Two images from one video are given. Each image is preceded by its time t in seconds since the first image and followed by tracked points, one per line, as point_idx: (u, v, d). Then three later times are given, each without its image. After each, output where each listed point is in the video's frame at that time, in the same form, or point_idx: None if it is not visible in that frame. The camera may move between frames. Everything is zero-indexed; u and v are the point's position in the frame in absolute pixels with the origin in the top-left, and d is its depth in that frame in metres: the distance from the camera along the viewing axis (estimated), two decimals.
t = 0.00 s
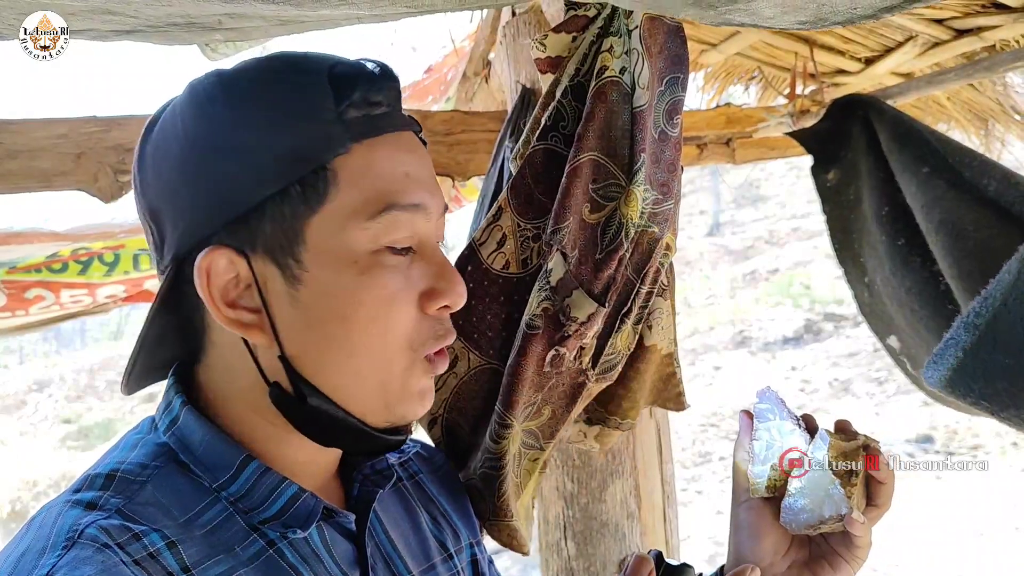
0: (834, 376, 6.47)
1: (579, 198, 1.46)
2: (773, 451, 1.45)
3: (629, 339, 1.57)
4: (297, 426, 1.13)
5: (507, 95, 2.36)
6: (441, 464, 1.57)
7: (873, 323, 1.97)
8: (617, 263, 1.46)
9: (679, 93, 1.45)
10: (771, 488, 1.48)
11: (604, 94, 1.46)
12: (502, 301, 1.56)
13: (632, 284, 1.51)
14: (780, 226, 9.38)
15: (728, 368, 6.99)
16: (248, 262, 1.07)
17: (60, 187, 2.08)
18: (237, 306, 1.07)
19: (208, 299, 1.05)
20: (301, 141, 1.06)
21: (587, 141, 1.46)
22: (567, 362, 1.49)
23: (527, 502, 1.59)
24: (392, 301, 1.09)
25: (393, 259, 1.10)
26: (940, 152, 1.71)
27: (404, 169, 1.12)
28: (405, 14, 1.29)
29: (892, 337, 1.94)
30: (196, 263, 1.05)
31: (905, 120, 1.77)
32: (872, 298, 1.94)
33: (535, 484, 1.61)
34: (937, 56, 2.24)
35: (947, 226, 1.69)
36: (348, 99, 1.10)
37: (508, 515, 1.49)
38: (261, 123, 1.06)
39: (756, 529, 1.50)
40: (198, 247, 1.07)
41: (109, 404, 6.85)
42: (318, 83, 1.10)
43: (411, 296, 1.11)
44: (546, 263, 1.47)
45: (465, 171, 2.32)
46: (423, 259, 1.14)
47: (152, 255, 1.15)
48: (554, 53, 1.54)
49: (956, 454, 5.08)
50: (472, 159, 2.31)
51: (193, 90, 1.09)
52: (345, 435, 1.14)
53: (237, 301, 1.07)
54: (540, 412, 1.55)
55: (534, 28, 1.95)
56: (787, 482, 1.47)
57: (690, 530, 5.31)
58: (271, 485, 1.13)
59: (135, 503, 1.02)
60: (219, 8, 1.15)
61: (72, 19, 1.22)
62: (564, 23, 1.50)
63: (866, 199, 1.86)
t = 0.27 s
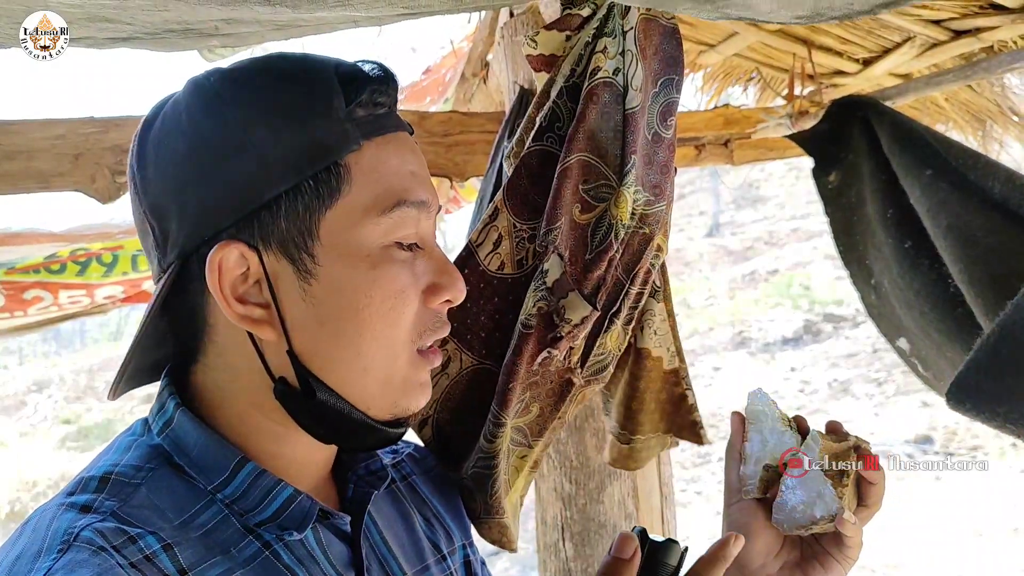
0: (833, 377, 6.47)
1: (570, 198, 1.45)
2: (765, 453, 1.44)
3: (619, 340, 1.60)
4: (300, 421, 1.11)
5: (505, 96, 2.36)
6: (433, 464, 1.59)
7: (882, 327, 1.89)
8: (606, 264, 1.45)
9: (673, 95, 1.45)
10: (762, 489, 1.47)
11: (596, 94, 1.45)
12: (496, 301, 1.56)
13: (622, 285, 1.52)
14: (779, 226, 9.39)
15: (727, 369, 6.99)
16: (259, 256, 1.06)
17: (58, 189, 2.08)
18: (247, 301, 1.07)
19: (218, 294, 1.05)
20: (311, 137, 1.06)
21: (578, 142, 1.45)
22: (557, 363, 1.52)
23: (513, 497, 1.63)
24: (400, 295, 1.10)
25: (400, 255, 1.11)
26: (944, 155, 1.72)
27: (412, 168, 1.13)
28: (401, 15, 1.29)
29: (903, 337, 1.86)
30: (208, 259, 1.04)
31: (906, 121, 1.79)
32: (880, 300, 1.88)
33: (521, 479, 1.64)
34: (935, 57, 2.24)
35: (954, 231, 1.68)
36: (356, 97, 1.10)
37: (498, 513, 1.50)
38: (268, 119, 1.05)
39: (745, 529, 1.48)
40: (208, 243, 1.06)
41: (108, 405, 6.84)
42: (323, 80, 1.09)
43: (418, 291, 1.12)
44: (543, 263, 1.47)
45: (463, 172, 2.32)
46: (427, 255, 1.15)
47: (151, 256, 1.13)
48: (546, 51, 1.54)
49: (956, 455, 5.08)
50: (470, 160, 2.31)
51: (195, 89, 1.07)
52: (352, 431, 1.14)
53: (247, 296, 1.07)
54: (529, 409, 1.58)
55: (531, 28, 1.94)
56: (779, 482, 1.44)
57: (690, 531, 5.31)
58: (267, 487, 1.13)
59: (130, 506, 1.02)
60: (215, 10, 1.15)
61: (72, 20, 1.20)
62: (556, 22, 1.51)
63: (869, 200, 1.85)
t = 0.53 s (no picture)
0: (833, 377, 6.47)
1: (568, 198, 1.45)
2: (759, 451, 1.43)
3: (622, 341, 1.61)
4: (297, 421, 1.11)
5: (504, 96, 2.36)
6: (427, 464, 1.59)
7: (885, 328, 1.91)
8: (606, 264, 1.44)
9: (673, 94, 1.43)
10: (759, 487, 1.45)
11: (596, 95, 1.45)
12: (494, 300, 1.56)
13: (621, 284, 1.53)
14: (779, 227, 9.39)
15: (726, 369, 6.99)
16: (255, 254, 1.06)
17: (56, 188, 2.08)
18: (243, 300, 1.06)
19: (215, 292, 1.04)
20: (306, 135, 1.05)
21: (576, 142, 1.45)
22: (554, 361, 1.53)
23: (514, 500, 1.63)
24: (396, 293, 1.10)
25: (397, 253, 1.11)
26: (944, 155, 1.72)
27: (407, 166, 1.13)
28: (400, 14, 1.28)
29: (905, 339, 1.87)
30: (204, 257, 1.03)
31: (904, 123, 1.80)
32: (882, 300, 1.89)
33: (523, 480, 1.64)
34: (935, 56, 2.23)
35: (956, 231, 1.67)
36: (350, 95, 1.10)
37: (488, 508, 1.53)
38: (263, 117, 1.05)
39: (740, 526, 1.47)
40: (204, 242, 1.05)
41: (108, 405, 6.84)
42: (316, 78, 1.09)
43: (414, 289, 1.13)
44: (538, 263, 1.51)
45: (462, 172, 2.32)
46: (424, 254, 1.15)
47: (144, 256, 1.12)
48: (548, 51, 1.55)
49: (955, 455, 5.08)
50: (468, 160, 2.31)
51: (189, 88, 1.07)
52: (349, 429, 1.14)
53: (243, 295, 1.07)
54: (528, 409, 1.58)
55: (530, 28, 1.94)
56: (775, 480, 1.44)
57: (689, 532, 5.31)
58: (262, 487, 1.12)
59: (125, 507, 1.02)
60: (213, 9, 1.15)
61: (71, 19, 1.22)
62: (558, 22, 1.51)
63: (869, 200, 1.87)
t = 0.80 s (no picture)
0: (833, 378, 6.47)
1: (565, 198, 1.46)
2: (759, 452, 1.42)
3: (617, 341, 1.56)
4: (295, 421, 1.11)
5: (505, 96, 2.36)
6: (429, 465, 1.59)
7: (870, 325, 1.98)
8: (604, 264, 1.45)
9: (672, 96, 1.44)
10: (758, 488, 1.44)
11: (593, 95, 1.46)
12: (493, 299, 1.55)
13: (619, 285, 1.51)
14: (779, 227, 9.39)
15: (726, 369, 6.99)
16: (248, 254, 1.06)
17: (57, 187, 2.08)
18: (237, 299, 1.06)
19: (209, 292, 1.04)
20: (297, 133, 1.05)
21: (574, 142, 1.46)
22: (550, 360, 1.52)
23: (512, 499, 1.64)
24: (390, 290, 1.11)
25: (391, 250, 1.12)
26: (938, 151, 1.71)
27: (400, 162, 1.14)
28: (402, 17, 1.28)
29: (889, 337, 1.96)
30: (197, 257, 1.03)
31: (903, 122, 1.77)
32: (870, 298, 1.95)
33: (519, 481, 1.64)
34: (937, 56, 2.23)
35: (943, 227, 1.70)
36: (341, 92, 1.10)
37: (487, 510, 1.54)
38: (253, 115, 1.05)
39: (741, 527, 1.50)
40: (196, 242, 1.05)
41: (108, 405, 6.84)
42: (307, 76, 1.09)
43: (409, 286, 1.13)
44: (538, 263, 1.49)
45: (463, 172, 2.32)
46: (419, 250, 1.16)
47: (139, 257, 1.12)
48: (547, 51, 1.54)
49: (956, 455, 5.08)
50: (469, 160, 2.31)
51: (180, 88, 1.07)
52: (346, 429, 1.14)
53: (237, 294, 1.07)
54: (525, 410, 1.58)
55: (532, 27, 1.94)
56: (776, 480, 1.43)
57: (689, 532, 5.31)
58: (266, 486, 1.12)
59: (128, 506, 1.02)
60: (217, 13, 1.14)
61: (72, 20, 1.20)
62: (559, 22, 1.50)
63: (864, 199, 1.86)
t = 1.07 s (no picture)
0: (833, 378, 6.47)
1: (568, 199, 1.45)
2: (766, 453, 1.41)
3: (621, 341, 1.59)
4: (311, 418, 1.10)
5: (508, 96, 2.36)
6: (436, 466, 1.59)
7: (870, 324, 1.97)
8: (607, 264, 1.45)
9: (677, 96, 1.44)
10: (765, 488, 1.44)
11: (598, 95, 1.46)
12: (496, 298, 1.56)
13: (622, 285, 1.54)
14: (779, 228, 9.40)
15: (727, 370, 6.99)
16: (267, 253, 1.06)
17: (59, 187, 2.07)
18: (256, 298, 1.07)
19: (228, 291, 1.05)
20: (317, 134, 1.06)
21: (577, 143, 1.46)
22: (552, 360, 1.52)
23: (508, 495, 1.62)
24: (408, 289, 1.11)
25: (409, 249, 1.12)
26: (941, 153, 1.71)
27: (417, 163, 1.14)
28: (408, 17, 1.28)
29: (889, 337, 1.95)
30: (217, 255, 1.04)
31: (905, 122, 1.78)
32: (870, 298, 1.94)
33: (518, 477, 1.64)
34: (939, 57, 2.22)
35: (947, 227, 1.69)
36: (359, 93, 1.11)
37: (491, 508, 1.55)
38: (273, 115, 1.05)
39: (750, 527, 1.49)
40: (216, 241, 1.05)
41: (108, 405, 6.84)
42: (326, 77, 1.10)
43: (426, 285, 1.13)
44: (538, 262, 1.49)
45: (466, 172, 2.32)
46: (435, 250, 1.16)
47: (157, 257, 1.13)
48: (550, 51, 1.54)
49: (957, 456, 5.09)
50: (472, 160, 2.31)
51: (199, 88, 1.07)
52: (358, 428, 1.13)
53: (256, 293, 1.07)
54: (526, 408, 1.58)
55: (535, 27, 1.95)
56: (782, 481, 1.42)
57: (689, 532, 5.32)
58: (280, 485, 1.13)
59: (142, 505, 1.02)
60: (222, 12, 1.14)
61: (72, 21, 1.20)
62: (560, 22, 1.51)
63: (865, 197, 1.86)
